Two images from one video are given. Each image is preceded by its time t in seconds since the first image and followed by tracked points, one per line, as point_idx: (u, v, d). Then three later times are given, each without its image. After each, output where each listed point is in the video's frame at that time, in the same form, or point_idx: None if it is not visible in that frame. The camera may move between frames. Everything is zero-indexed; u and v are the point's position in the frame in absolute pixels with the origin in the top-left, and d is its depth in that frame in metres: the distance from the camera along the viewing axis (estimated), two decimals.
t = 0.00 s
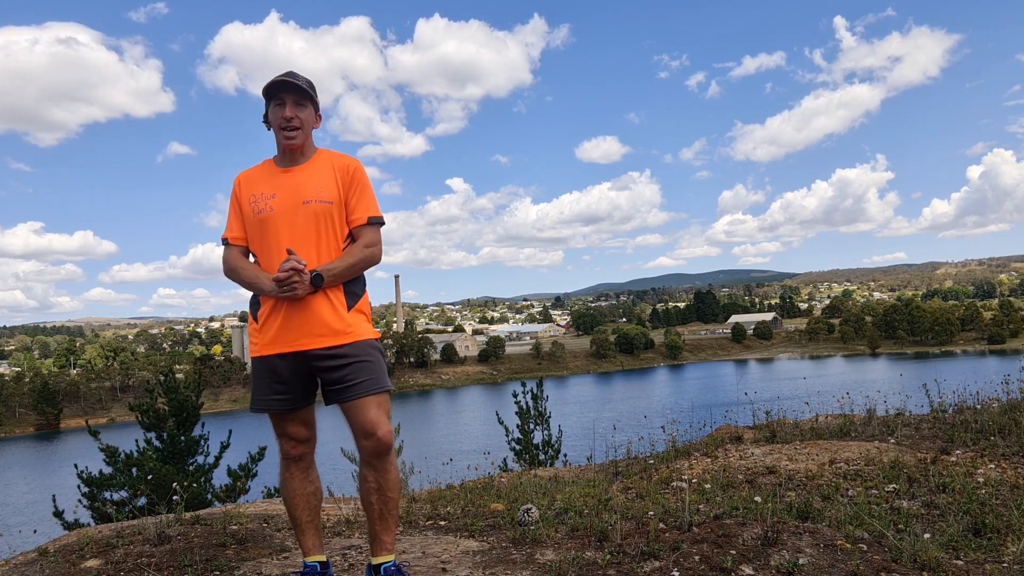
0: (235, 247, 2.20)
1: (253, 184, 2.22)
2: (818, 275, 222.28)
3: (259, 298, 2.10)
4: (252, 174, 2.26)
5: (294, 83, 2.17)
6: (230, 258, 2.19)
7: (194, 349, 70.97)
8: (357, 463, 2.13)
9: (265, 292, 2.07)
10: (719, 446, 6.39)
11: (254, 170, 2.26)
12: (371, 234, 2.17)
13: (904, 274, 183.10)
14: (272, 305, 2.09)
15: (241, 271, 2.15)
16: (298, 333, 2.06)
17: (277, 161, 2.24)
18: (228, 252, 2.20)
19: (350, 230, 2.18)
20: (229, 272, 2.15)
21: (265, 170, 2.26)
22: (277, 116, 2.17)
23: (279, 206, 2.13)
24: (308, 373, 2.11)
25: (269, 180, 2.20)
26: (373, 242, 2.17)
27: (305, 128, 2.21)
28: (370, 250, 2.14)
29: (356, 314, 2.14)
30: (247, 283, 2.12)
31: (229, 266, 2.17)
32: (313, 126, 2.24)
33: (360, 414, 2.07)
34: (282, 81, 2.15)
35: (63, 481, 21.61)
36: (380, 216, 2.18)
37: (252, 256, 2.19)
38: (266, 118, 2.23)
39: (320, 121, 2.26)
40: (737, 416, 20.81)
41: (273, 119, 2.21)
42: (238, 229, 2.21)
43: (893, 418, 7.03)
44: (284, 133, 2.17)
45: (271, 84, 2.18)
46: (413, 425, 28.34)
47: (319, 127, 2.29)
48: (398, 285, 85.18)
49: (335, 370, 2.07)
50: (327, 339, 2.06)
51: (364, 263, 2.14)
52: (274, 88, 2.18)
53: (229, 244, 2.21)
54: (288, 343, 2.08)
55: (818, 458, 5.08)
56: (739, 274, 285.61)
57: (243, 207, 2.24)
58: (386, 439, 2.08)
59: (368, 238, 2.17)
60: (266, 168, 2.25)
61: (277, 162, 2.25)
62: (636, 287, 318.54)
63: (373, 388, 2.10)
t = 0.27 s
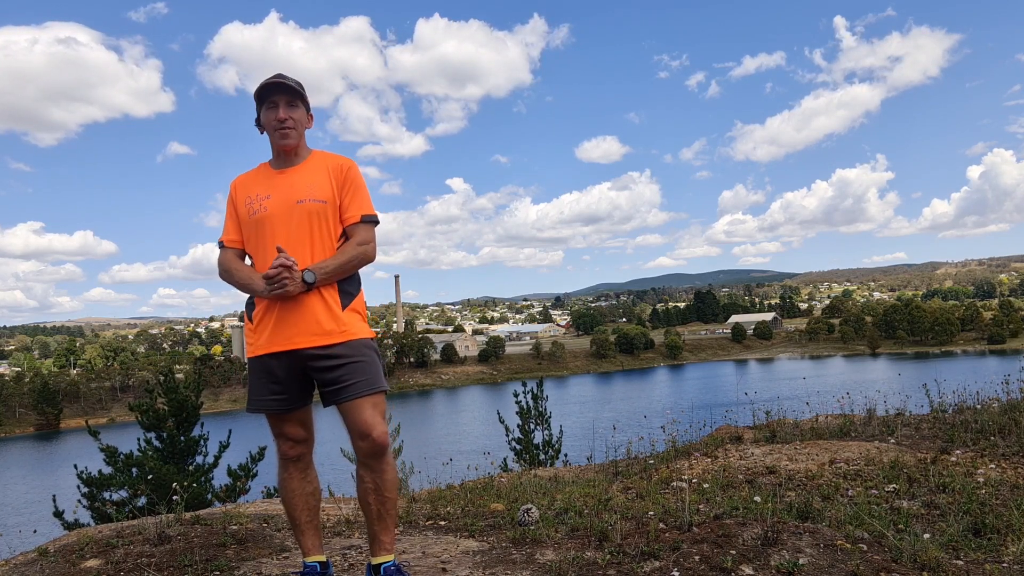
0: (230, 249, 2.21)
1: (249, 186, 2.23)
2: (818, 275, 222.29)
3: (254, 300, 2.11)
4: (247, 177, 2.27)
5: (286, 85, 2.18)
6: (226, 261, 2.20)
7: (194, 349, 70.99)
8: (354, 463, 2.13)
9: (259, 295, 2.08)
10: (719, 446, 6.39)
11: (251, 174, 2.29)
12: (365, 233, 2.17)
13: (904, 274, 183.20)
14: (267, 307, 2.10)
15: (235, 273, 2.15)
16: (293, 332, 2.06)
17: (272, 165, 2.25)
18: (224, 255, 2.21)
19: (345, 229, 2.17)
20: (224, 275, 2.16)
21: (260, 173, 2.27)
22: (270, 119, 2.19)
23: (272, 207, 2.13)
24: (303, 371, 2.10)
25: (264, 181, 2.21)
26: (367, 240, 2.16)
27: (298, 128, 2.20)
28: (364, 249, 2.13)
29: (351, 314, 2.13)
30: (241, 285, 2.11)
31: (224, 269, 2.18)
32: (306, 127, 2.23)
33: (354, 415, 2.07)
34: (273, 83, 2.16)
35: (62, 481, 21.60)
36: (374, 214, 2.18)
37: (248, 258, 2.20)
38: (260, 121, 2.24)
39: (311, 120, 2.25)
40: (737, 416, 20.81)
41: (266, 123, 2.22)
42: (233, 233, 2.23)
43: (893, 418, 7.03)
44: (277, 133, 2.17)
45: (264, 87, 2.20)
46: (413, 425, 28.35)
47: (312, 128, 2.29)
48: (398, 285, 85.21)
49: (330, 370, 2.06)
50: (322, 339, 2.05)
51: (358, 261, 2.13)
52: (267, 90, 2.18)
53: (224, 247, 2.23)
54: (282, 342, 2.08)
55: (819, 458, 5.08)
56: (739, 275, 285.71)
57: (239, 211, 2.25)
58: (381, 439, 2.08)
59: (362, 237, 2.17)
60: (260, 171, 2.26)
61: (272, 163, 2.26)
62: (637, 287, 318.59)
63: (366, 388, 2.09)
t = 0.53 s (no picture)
0: (225, 251, 2.16)
1: (243, 187, 2.20)
2: (817, 275, 222.35)
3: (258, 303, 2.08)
4: (241, 178, 2.23)
5: (281, 87, 2.18)
6: (221, 263, 2.15)
7: (194, 349, 70.99)
8: (353, 462, 2.13)
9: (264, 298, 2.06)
10: (719, 446, 6.39)
11: (241, 175, 2.25)
12: (364, 233, 2.20)
13: (904, 274, 183.21)
14: (271, 309, 2.08)
15: (234, 275, 2.11)
16: (297, 335, 2.06)
17: (266, 164, 2.23)
18: (219, 256, 2.16)
19: (346, 230, 2.20)
20: (221, 278, 2.11)
21: (252, 173, 2.24)
22: (264, 120, 2.18)
23: (273, 207, 2.11)
24: (306, 370, 2.10)
25: (260, 183, 2.18)
26: (366, 241, 2.20)
27: (293, 129, 2.20)
28: (364, 249, 2.17)
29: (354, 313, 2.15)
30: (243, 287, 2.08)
31: (221, 272, 2.13)
32: (300, 127, 2.23)
33: (354, 413, 2.07)
34: (266, 83, 2.15)
35: (62, 481, 21.59)
36: (372, 215, 2.22)
37: (246, 260, 2.16)
38: (251, 121, 2.22)
39: (306, 121, 2.25)
40: (737, 416, 20.81)
41: (259, 124, 2.21)
42: (228, 234, 2.17)
43: (893, 418, 7.03)
44: (273, 136, 2.17)
45: (257, 87, 2.19)
46: (413, 425, 28.35)
47: (305, 128, 2.29)
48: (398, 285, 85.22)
49: (335, 370, 2.07)
50: (328, 339, 2.06)
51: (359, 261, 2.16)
52: (262, 92, 2.17)
53: (217, 249, 2.17)
54: (289, 342, 2.07)
55: (819, 458, 5.08)
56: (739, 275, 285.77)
57: (233, 211, 2.19)
58: (382, 438, 2.08)
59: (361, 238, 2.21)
60: (253, 172, 2.23)
61: (266, 163, 2.24)
62: (636, 287, 318.58)
63: (365, 387, 2.10)
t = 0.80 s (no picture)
0: (229, 250, 2.09)
1: (247, 186, 2.14)
2: (817, 275, 222.29)
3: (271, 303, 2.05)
4: (241, 178, 2.17)
5: (285, 87, 2.17)
6: (225, 263, 2.08)
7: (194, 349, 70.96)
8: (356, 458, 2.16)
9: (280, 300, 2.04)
10: (719, 446, 6.39)
11: (240, 174, 2.19)
12: (368, 234, 2.29)
13: (904, 274, 183.19)
14: (285, 309, 2.06)
15: (245, 276, 2.06)
16: (313, 334, 2.07)
17: (268, 165, 2.21)
18: (224, 256, 2.08)
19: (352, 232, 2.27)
20: (229, 279, 2.05)
21: (253, 172, 2.19)
22: (266, 120, 2.16)
23: (283, 207, 2.10)
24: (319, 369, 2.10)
25: (265, 182, 2.15)
26: (371, 242, 2.28)
27: (295, 128, 2.20)
28: (372, 250, 2.25)
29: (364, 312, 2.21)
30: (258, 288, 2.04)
31: (228, 272, 2.06)
32: (301, 127, 2.24)
33: (368, 408, 2.10)
34: (269, 82, 2.14)
35: (62, 481, 21.59)
36: (374, 216, 2.30)
37: (255, 261, 2.12)
38: (251, 121, 2.21)
39: (306, 121, 2.26)
40: (737, 416, 20.81)
41: (260, 122, 2.18)
42: (233, 232, 2.10)
43: (893, 418, 7.03)
44: (277, 134, 2.16)
45: (258, 86, 2.17)
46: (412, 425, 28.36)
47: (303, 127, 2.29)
48: (397, 284, 85.21)
49: (347, 369, 2.09)
50: (344, 338, 2.10)
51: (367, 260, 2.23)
52: (265, 91, 2.16)
53: (219, 249, 2.09)
54: (303, 342, 2.07)
55: (818, 458, 5.08)
56: (739, 275, 285.74)
57: (236, 210, 2.12)
58: (391, 436, 2.09)
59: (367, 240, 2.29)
60: (254, 171, 2.20)
61: (266, 161, 2.22)
62: (636, 287, 318.53)
63: (378, 383, 2.14)
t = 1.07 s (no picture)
0: (248, 244, 2.07)
1: (270, 181, 2.12)
2: (818, 275, 222.21)
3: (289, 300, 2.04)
4: (264, 172, 2.15)
5: (315, 84, 2.16)
6: (244, 257, 2.07)
7: (194, 349, 70.99)
8: (349, 459, 2.24)
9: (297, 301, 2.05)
10: (719, 446, 6.39)
11: (262, 167, 2.17)
12: (384, 236, 2.33)
13: (904, 274, 183.17)
14: (304, 308, 2.06)
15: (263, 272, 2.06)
16: (328, 334, 2.08)
17: (289, 160, 2.20)
18: (243, 252, 2.07)
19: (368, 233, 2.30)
20: (248, 274, 2.04)
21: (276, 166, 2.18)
22: (292, 116, 2.15)
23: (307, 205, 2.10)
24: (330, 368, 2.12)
25: (288, 179, 2.14)
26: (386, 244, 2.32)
27: (321, 127, 2.19)
28: (387, 252, 2.30)
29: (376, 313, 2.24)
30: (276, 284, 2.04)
31: (247, 266, 2.06)
32: (326, 125, 2.22)
33: (368, 411, 2.16)
34: (297, 81, 2.13)
35: (62, 481, 21.60)
36: (391, 218, 2.34)
37: (274, 258, 2.11)
38: (276, 117, 2.19)
39: (332, 120, 2.25)
40: (737, 416, 20.81)
41: (285, 118, 2.17)
42: (253, 227, 2.08)
43: (893, 418, 7.03)
44: (302, 134, 2.15)
45: (284, 81, 2.15)
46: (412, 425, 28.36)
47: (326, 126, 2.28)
48: (397, 284, 85.19)
49: (358, 370, 2.14)
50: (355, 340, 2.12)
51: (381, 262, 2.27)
52: (293, 87, 2.14)
53: (237, 242, 2.07)
54: (318, 342, 2.07)
55: (819, 458, 5.08)
56: (739, 275, 285.69)
57: (257, 202, 2.11)
58: (378, 440, 2.20)
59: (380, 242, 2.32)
60: (277, 166, 2.18)
61: (288, 157, 2.21)
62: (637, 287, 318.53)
63: (380, 387, 2.19)
